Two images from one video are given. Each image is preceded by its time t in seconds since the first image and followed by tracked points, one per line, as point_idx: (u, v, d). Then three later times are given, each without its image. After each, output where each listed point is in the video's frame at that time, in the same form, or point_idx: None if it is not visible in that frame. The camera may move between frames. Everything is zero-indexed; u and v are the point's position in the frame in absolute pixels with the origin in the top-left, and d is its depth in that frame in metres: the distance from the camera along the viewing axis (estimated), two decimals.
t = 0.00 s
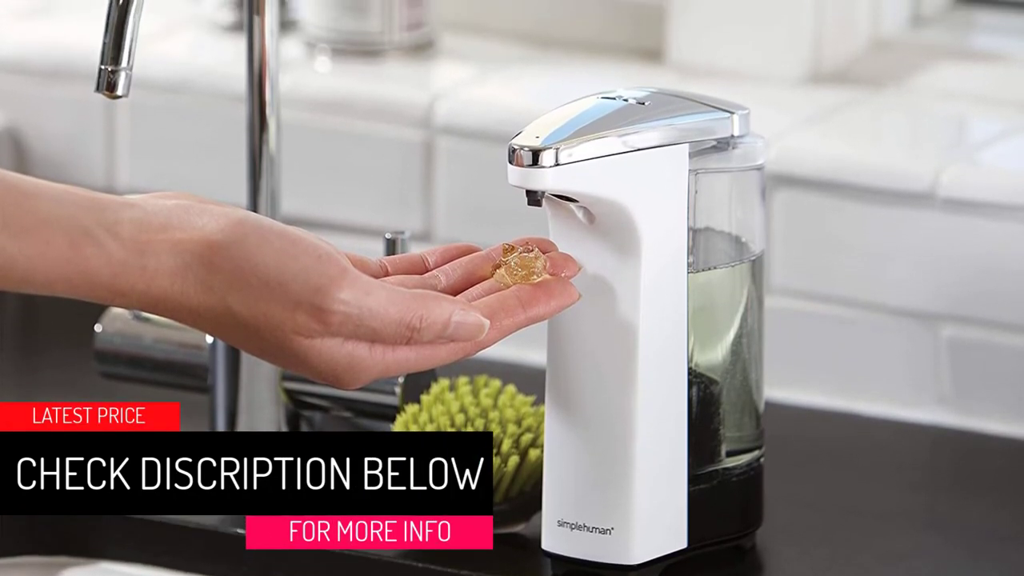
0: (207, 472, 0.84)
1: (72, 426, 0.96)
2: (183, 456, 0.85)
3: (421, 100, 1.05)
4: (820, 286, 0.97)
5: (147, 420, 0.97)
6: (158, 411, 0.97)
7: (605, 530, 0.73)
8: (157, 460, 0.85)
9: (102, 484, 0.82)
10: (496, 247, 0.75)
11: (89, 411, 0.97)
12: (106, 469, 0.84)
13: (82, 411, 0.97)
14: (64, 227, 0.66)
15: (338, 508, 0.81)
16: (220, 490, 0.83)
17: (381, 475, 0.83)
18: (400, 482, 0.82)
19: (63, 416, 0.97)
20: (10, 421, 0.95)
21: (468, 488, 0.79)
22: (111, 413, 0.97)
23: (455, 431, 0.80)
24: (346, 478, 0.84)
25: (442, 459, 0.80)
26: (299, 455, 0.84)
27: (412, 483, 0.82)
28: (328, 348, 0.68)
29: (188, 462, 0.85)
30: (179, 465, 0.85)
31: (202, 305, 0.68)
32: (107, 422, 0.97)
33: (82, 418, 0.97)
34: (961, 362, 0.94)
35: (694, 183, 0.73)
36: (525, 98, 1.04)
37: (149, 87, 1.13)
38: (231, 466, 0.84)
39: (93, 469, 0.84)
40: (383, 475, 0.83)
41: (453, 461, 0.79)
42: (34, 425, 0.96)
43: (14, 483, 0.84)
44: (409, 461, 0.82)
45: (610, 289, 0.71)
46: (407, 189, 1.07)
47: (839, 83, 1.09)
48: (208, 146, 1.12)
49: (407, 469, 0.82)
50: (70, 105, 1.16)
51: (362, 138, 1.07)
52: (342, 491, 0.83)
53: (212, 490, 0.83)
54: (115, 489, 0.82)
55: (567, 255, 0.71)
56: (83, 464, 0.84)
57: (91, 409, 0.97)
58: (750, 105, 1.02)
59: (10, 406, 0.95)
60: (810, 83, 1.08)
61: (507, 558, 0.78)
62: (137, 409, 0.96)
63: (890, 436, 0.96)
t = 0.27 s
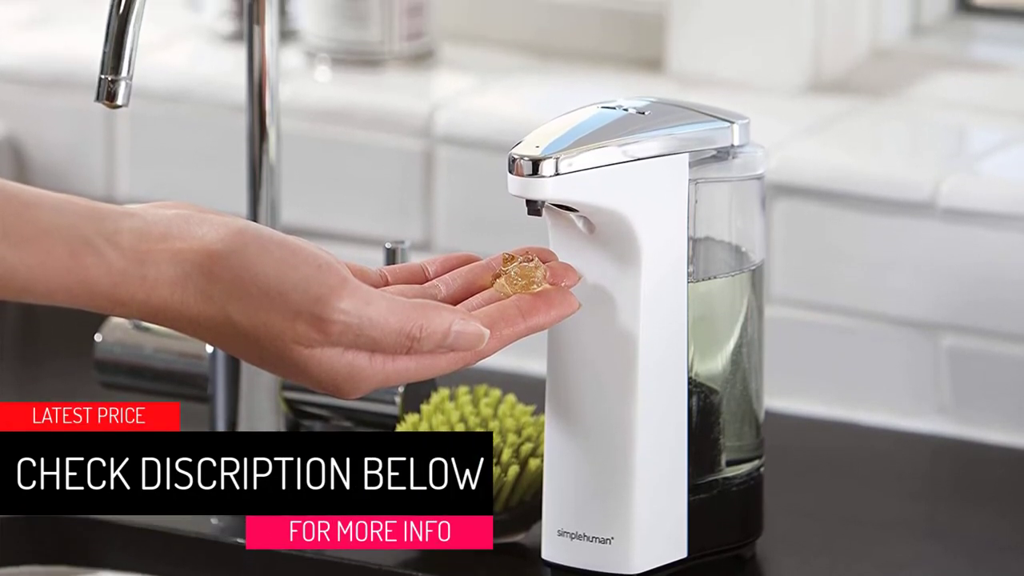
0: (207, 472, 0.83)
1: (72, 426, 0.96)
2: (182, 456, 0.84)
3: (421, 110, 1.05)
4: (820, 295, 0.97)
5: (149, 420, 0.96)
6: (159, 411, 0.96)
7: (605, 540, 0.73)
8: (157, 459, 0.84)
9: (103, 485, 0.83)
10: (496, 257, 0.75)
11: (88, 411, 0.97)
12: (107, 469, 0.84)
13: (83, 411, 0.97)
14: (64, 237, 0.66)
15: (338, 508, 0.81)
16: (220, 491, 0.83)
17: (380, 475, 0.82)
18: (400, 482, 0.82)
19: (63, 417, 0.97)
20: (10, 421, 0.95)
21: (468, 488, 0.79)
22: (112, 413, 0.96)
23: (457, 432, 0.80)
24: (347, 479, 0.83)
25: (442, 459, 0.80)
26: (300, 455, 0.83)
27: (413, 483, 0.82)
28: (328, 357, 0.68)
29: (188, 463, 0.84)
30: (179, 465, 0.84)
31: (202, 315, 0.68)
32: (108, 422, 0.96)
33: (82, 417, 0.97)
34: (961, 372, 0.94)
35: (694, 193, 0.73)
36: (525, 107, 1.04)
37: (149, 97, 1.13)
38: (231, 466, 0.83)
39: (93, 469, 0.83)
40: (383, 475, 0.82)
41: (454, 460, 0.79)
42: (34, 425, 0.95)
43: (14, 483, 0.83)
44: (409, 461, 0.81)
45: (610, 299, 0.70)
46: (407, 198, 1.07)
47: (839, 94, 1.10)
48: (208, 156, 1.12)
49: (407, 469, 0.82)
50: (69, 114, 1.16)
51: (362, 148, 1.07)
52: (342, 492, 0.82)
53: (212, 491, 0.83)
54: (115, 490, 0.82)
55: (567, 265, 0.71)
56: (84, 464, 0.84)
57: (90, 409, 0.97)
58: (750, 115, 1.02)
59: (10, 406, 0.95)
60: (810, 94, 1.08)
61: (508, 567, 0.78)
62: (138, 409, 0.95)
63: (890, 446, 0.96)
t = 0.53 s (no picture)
0: (207, 472, 0.83)
1: (72, 426, 0.94)
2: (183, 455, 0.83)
3: (421, 119, 1.06)
4: (820, 305, 0.97)
5: (149, 421, 0.92)
6: (159, 412, 0.92)
7: (605, 549, 0.73)
8: (157, 459, 0.83)
9: (103, 485, 0.82)
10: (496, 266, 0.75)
11: (89, 410, 0.94)
12: (107, 469, 0.83)
13: (83, 411, 0.94)
14: (64, 246, 0.66)
15: (339, 509, 0.82)
16: (220, 491, 0.83)
17: (380, 474, 0.82)
18: (400, 483, 0.81)
19: (63, 416, 0.94)
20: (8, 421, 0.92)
21: (468, 488, 0.78)
22: (111, 413, 0.92)
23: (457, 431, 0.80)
24: (347, 478, 0.82)
25: (442, 459, 0.80)
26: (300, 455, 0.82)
27: (413, 483, 0.81)
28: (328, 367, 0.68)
29: (188, 462, 0.83)
30: (179, 465, 0.83)
31: (202, 325, 0.68)
32: (108, 422, 0.92)
33: (82, 417, 0.94)
34: (962, 382, 0.94)
35: (694, 203, 0.73)
36: (525, 117, 1.04)
37: (149, 106, 1.13)
38: (231, 466, 0.82)
39: (93, 469, 0.83)
40: (383, 475, 0.82)
41: (454, 461, 0.79)
42: (34, 425, 0.93)
43: (14, 482, 0.83)
44: (409, 461, 0.81)
45: (610, 308, 0.70)
46: (407, 208, 1.07)
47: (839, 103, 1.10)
48: (208, 166, 1.12)
49: (407, 469, 0.81)
50: (70, 124, 1.16)
51: (362, 158, 1.08)
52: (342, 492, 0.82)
53: (212, 491, 0.83)
54: (116, 490, 0.82)
55: (567, 275, 0.71)
56: (83, 463, 0.83)
57: (91, 409, 0.94)
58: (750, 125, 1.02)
59: (9, 406, 0.92)
60: (810, 103, 1.08)
61: None
62: (137, 409, 0.92)
63: (891, 456, 0.96)
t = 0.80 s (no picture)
0: (207, 472, 0.83)
1: (71, 426, 0.97)
2: (182, 455, 0.83)
3: (421, 129, 1.06)
4: (820, 314, 0.97)
5: (148, 420, 0.95)
6: (157, 412, 0.94)
7: (605, 560, 0.72)
8: (157, 459, 0.83)
9: (103, 485, 0.84)
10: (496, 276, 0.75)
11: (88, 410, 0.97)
12: (106, 469, 0.84)
13: (83, 411, 0.97)
14: (64, 256, 0.66)
15: (338, 509, 0.83)
16: (220, 491, 0.84)
17: (379, 474, 0.82)
18: (400, 482, 0.82)
19: (63, 416, 0.97)
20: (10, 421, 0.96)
21: (468, 488, 0.78)
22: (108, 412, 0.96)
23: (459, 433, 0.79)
24: (346, 478, 0.83)
25: (442, 459, 0.80)
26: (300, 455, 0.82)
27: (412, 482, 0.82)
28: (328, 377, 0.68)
29: (188, 462, 0.83)
30: (179, 465, 0.83)
31: (201, 335, 0.68)
32: (106, 422, 0.95)
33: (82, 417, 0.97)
34: (962, 392, 0.94)
35: (694, 213, 0.73)
36: (525, 127, 1.04)
37: (148, 116, 1.13)
38: (230, 466, 0.82)
39: (93, 469, 0.84)
40: (383, 475, 0.82)
41: (453, 461, 0.79)
42: (34, 426, 0.96)
43: (14, 482, 0.84)
44: (409, 461, 0.82)
45: (610, 318, 0.70)
46: (407, 218, 1.07)
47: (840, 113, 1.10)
48: (208, 176, 1.13)
49: (407, 469, 0.82)
50: (69, 134, 1.16)
51: (363, 168, 1.08)
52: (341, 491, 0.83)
53: (212, 490, 0.84)
54: (116, 490, 0.84)
55: (567, 285, 0.71)
56: (83, 463, 0.84)
57: (90, 410, 0.97)
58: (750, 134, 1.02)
59: (10, 406, 0.96)
60: (809, 113, 1.09)
61: None
62: (137, 409, 0.95)
63: (891, 465, 0.95)
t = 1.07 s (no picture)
0: (207, 472, 0.82)
1: (72, 426, 0.94)
2: (182, 455, 0.82)
3: (421, 140, 1.06)
4: (820, 325, 0.97)
5: (148, 421, 0.92)
6: (158, 412, 0.92)
7: (605, 570, 0.72)
8: (157, 460, 0.82)
9: (104, 485, 0.83)
10: (496, 287, 0.75)
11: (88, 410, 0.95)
12: (106, 469, 0.83)
13: (83, 411, 0.95)
14: (64, 267, 0.66)
15: (339, 509, 0.82)
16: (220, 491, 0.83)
17: (379, 474, 0.81)
18: (400, 482, 0.81)
19: (64, 416, 0.95)
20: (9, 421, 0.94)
21: (468, 488, 0.78)
22: (111, 413, 0.93)
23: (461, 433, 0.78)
24: (347, 478, 0.82)
25: (442, 459, 0.79)
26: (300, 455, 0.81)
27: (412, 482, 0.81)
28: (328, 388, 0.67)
29: (188, 462, 0.82)
30: (179, 465, 0.82)
31: (201, 346, 0.68)
32: (108, 423, 0.93)
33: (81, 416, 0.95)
34: (962, 402, 0.94)
35: (694, 224, 0.73)
36: (524, 138, 1.05)
37: (148, 127, 1.13)
38: (230, 466, 0.81)
39: (93, 469, 0.83)
40: (383, 475, 0.81)
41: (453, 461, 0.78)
42: (33, 426, 0.95)
43: (14, 482, 0.84)
44: (410, 461, 0.80)
45: (610, 329, 0.70)
46: (406, 229, 1.07)
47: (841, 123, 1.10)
48: (208, 187, 1.13)
49: (407, 469, 0.81)
50: (69, 145, 1.16)
51: (363, 178, 1.08)
52: (341, 491, 0.82)
53: (212, 490, 0.83)
54: (116, 490, 0.83)
55: (567, 295, 0.71)
56: (83, 463, 0.83)
57: (90, 409, 0.94)
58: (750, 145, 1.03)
59: (9, 406, 0.94)
60: (810, 123, 1.09)
61: None
62: (136, 409, 0.93)
63: (890, 475, 0.95)
